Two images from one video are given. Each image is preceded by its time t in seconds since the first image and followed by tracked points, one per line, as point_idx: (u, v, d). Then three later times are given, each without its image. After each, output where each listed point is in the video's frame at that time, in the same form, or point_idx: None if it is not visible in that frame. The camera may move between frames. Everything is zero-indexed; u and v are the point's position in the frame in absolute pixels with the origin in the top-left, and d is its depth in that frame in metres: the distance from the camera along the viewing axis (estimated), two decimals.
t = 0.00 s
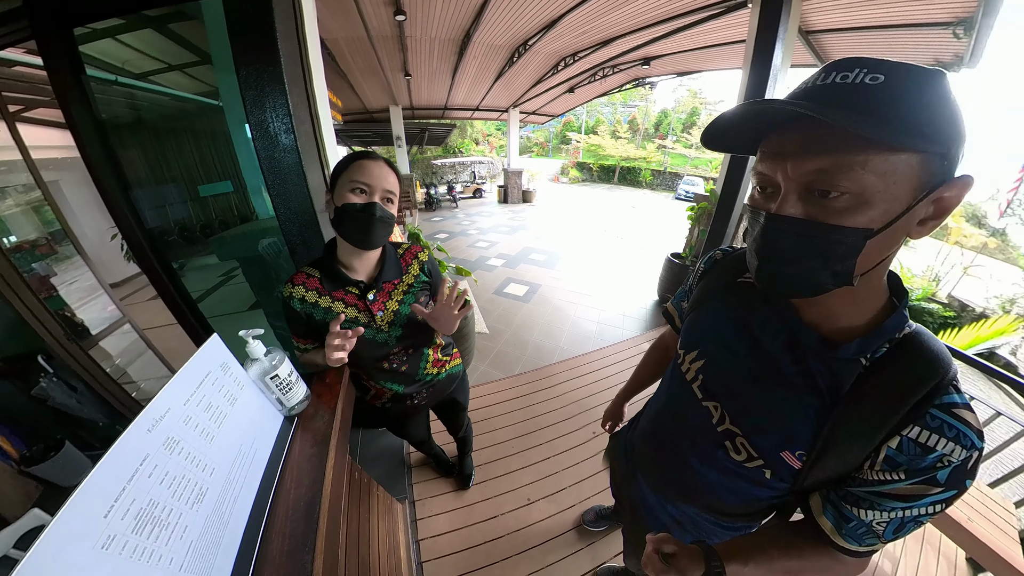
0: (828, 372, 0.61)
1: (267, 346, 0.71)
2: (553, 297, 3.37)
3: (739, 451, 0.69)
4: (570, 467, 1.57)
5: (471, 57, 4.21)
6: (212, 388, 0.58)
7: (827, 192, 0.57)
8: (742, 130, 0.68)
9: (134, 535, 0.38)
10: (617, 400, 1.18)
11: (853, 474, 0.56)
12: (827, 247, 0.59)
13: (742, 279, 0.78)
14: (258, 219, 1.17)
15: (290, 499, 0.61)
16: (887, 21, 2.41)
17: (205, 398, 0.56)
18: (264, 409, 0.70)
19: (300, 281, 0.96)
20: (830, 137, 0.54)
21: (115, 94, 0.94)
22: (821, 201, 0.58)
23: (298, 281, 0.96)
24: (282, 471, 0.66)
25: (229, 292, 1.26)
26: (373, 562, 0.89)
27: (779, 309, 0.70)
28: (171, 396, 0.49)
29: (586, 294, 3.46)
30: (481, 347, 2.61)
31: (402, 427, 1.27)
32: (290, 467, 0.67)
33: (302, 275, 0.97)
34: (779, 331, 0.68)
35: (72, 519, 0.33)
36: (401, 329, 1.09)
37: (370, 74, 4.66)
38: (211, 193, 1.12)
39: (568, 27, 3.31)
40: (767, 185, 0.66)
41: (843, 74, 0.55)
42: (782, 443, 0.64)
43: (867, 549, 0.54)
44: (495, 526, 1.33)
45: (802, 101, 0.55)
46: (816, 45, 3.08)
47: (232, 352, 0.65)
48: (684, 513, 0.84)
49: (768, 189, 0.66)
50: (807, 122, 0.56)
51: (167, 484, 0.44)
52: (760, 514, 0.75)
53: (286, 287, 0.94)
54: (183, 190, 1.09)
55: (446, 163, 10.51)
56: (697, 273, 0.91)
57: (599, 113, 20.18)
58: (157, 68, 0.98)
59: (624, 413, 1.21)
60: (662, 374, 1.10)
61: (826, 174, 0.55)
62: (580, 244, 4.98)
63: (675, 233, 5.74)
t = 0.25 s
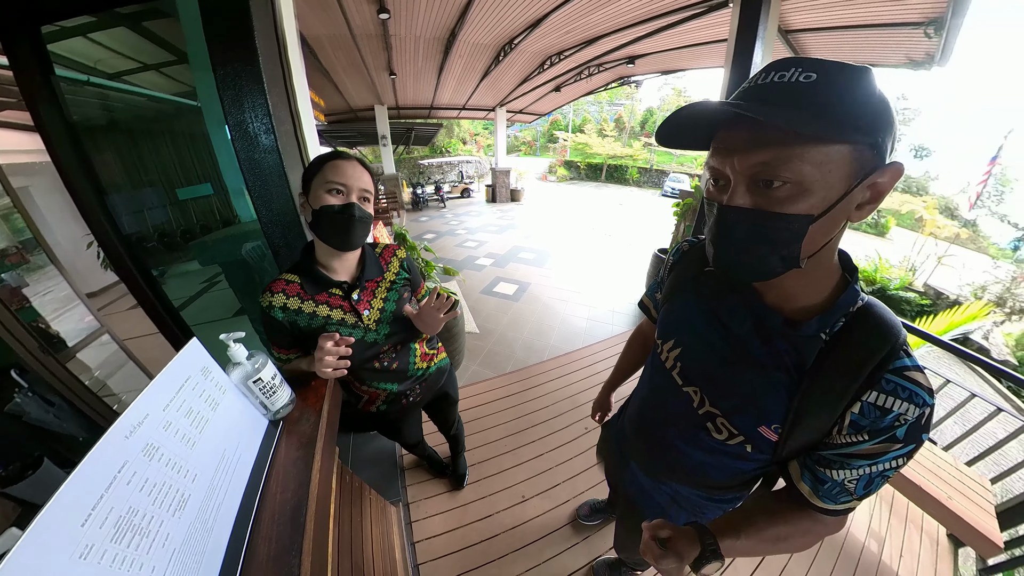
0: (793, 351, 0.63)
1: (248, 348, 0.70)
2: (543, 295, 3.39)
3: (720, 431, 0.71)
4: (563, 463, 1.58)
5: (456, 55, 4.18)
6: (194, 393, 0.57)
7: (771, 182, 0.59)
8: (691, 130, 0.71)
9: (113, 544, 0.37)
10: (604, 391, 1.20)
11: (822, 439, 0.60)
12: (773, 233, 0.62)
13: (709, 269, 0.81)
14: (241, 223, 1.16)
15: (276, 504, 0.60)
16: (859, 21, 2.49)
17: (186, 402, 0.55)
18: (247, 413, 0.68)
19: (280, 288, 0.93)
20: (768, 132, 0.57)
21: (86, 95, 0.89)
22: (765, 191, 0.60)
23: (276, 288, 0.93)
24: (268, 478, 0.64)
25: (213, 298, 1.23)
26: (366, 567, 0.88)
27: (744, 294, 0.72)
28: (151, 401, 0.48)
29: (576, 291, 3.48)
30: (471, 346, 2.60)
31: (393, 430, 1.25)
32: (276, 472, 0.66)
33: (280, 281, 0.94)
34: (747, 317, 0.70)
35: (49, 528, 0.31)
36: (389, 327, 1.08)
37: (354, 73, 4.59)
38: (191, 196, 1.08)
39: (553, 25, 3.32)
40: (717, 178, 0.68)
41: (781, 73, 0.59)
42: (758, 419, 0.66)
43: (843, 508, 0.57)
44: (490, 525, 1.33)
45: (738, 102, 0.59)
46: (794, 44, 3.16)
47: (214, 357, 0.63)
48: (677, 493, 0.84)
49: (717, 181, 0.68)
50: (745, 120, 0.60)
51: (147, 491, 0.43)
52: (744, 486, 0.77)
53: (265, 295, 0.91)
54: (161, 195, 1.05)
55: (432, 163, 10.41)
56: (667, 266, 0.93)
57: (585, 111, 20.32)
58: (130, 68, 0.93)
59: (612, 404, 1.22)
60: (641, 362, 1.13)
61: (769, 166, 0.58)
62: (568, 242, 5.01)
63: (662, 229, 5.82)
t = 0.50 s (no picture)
0: (791, 334, 0.64)
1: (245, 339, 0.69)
2: (540, 293, 3.39)
3: (719, 415, 0.72)
4: (560, 458, 1.59)
5: (452, 54, 4.17)
6: (188, 381, 0.58)
7: (770, 160, 0.60)
8: (690, 107, 0.71)
9: (107, 523, 0.38)
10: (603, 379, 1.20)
11: (819, 421, 0.60)
12: (772, 209, 0.62)
13: (705, 255, 0.81)
14: (235, 221, 1.13)
15: (270, 490, 0.61)
16: (851, 19, 2.52)
17: (180, 389, 0.55)
18: (243, 403, 0.69)
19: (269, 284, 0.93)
20: (770, 109, 0.57)
21: (80, 94, 0.89)
22: (764, 169, 0.61)
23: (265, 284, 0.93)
24: (263, 465, 0.65)
25: (207, 300, 1.21)
26: (362, 560, 0.88)
27: (738, 278, 0.73)
28: (144, 386, 0.49)
29: (572, 289, 3.49)
30: (468, 344, 2.60)
31: (389, 426, 1.25)
32: (271, 460, 0.66)
33: (270, 277, 0.94)
34: (743, 303, 0.70)
35: (45, 502, 0.32)
36: (379, 323, 1.08)
37: (348, 73, 4.56)
38: (186, 194, 1.06)
39: (548, 24, 3.32)
40: (717, 158, 0.69)
41: (784, 52, 0.57)
42: (757, 402, 0.67)
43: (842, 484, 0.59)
44: (488, 521, 1.34)
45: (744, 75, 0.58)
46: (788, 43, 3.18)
47: (210, 345, 0.64)
48: (680, 481, 0.87)
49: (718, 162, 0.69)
50: (751, 93, 0.60)
51: (141, 473, 0.44)
52: (743, 469, 0.78)
53: (255, 291, 0.91)
54: (157, 194, 1.04)
55: (428, 163, 10.39)
56: (661, 252, 0.93)
57: (582, 110, 20.37)
58: (125, 66, 0.92)
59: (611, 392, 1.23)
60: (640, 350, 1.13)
61: (769, 143, 0.58)
62: (565, 240, 5.02)
63: (658, 228, 5.85)
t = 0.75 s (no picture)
0: (818, 348, 0.61)
1: (253, 328, 0.73)
2: (545, 293, 3.38)
3: (732, 426, 0.70)
4: (562, 458, 1.58)
5: (460, 54, 4.19)
6: (200, 364, 0.60)
7: (827, 157, 0.57)
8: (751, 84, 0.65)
9: (121, 494, 0.40)
10: (609, 381, 1.19)
11: (841, 441, 0.59)
12: (819, 209, 0.59)
13: (728, 255, 0.77)
14: (245, 217, 1.12)
15: (273, 473, 0.62)
16: (869, 18, 2.46)
17: (192, 372, 0.58)
18: (250, 389, 0.71)
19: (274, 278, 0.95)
20: (840, 98, 0.53)
21: (97, 93, 0.92)
22: (819, 166, 0.58)
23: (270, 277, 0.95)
24: (267, 450, 0.67)
25: (213, 297, 1.22)
26: (360, 553, 0.89)
27: (764, 281, 0.70)
28: (160, 366, 0.51)
29: (577, 289, 3.47)
30: (472, 343, 2.61)
31: (391, 421, 1.26)
32: (275, 445, 0.68)
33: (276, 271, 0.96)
34: (770, 306, 0.67)
35: (62, 469, 0.34)
36: (381, 319, 1.09)
37: (357, 72, 4.61)
38: (198, 190, 1.07)
39: (556, 24, 3.31)
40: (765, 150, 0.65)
41: (857, 36, 0.52)
42: (775, 417, 0.65)
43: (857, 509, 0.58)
44: (487, 519, 1.34)
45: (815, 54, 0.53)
46: (801, 42, 3.13)
47: (221, 331, 0.67)
48: (683, 487, 0.85)
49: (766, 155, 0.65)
50: (820, 75, 0.55)
51: (155, 449, 0.46)
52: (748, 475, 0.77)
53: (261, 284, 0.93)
54: (168, 190, 1.05)
55: (436, 162, 10.44)
56: (683, 250, 0.90)
57: (591, 110, 20.26)
58: (140, 66, 0.95)
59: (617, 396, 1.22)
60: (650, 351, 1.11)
61: (827, 138, 0.55)
62: (571, 240, 5.00)
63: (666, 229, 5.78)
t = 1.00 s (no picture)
0: (858, 368, 0.57)
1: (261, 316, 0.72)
2: (552, 294, 3.36)
3: (755, 444, 0.68)
4: (565, 461, 1.57)
5: (471, 52, 4.20)
6: (209, 349, 0.60)
7: (894, 157, 0.52)
8: (815, 65, 0.59)
9: (127, 469, 0.40)
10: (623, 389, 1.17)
11: (877, 470, 0.55)
12: (880, 222, 0.55)
13: (765, 260, 0.73)
14: (256, 212, 1.15)
15: (275, 460, 0.62)
16: (892, 14, 2.37)
17: (200, 356, 0.58)
18: (256, 376, 0.71)
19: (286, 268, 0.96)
20: (918, 93, 0.48)
21: (117, 91, 0.95)
22: (884, 168, 0.53)
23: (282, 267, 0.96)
24: (270, 434, 0.67)
25: (225, 291, 1.24)
26: (359, 547, 0.90)
27: (802, 292, 0.66)
28: (168, 347, 0.52)
29: (585, 290, 3.44)
30: (478, 342, 2.61)
31: (396, 418, 1.27)
32: (278, 432, 0.68)
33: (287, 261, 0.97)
34: (808, 319, 0.63)
35: (70, 442, 0.35)
36: (389, 312, 1.10)
37: (369, 71, 4.67)
38: (211, 184, 1.09)
39: (568, 22, 3.29)
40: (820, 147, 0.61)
41: (939, 20, 0.46)
42: (805, 439, 0.62)
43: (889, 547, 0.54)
44: (489, 519, 1.33)
45: (897, 41, 0.47)
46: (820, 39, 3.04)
47: (231, 317, 0.67)
48: (694, 503, 0.85)
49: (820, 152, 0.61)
50: (894, 62, 0.50)
51: (161, 428, 0.46)
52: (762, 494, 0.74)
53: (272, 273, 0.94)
54: (182, 185, 1.08)
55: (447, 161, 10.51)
56: (711, 253, 0.86)
57: (604, 110, 20.11)
58: (157, 64, 0.98)
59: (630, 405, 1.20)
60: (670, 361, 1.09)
61: (895, 137, 0.50)
62: (577, 241, 4.95)
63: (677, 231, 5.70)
